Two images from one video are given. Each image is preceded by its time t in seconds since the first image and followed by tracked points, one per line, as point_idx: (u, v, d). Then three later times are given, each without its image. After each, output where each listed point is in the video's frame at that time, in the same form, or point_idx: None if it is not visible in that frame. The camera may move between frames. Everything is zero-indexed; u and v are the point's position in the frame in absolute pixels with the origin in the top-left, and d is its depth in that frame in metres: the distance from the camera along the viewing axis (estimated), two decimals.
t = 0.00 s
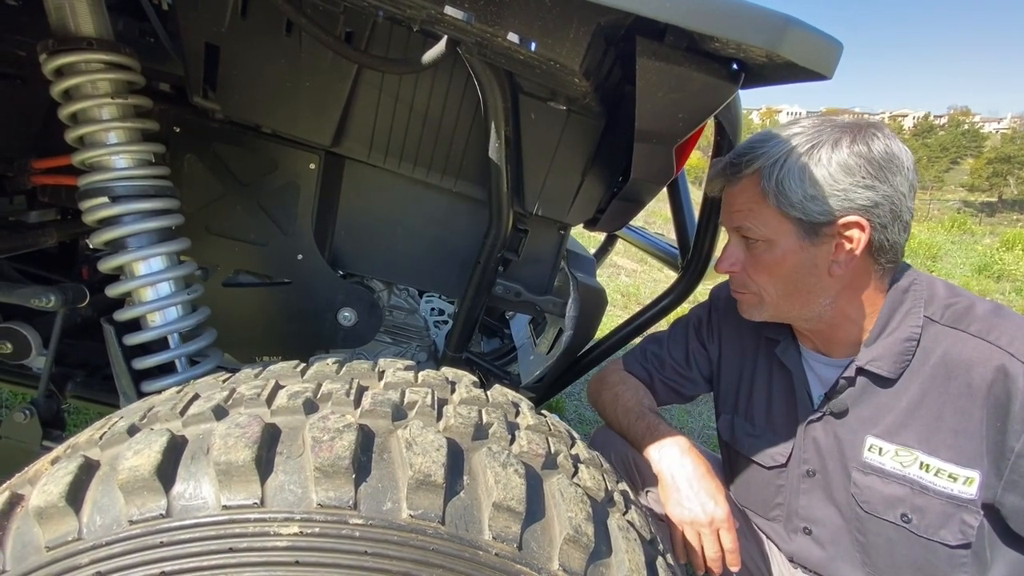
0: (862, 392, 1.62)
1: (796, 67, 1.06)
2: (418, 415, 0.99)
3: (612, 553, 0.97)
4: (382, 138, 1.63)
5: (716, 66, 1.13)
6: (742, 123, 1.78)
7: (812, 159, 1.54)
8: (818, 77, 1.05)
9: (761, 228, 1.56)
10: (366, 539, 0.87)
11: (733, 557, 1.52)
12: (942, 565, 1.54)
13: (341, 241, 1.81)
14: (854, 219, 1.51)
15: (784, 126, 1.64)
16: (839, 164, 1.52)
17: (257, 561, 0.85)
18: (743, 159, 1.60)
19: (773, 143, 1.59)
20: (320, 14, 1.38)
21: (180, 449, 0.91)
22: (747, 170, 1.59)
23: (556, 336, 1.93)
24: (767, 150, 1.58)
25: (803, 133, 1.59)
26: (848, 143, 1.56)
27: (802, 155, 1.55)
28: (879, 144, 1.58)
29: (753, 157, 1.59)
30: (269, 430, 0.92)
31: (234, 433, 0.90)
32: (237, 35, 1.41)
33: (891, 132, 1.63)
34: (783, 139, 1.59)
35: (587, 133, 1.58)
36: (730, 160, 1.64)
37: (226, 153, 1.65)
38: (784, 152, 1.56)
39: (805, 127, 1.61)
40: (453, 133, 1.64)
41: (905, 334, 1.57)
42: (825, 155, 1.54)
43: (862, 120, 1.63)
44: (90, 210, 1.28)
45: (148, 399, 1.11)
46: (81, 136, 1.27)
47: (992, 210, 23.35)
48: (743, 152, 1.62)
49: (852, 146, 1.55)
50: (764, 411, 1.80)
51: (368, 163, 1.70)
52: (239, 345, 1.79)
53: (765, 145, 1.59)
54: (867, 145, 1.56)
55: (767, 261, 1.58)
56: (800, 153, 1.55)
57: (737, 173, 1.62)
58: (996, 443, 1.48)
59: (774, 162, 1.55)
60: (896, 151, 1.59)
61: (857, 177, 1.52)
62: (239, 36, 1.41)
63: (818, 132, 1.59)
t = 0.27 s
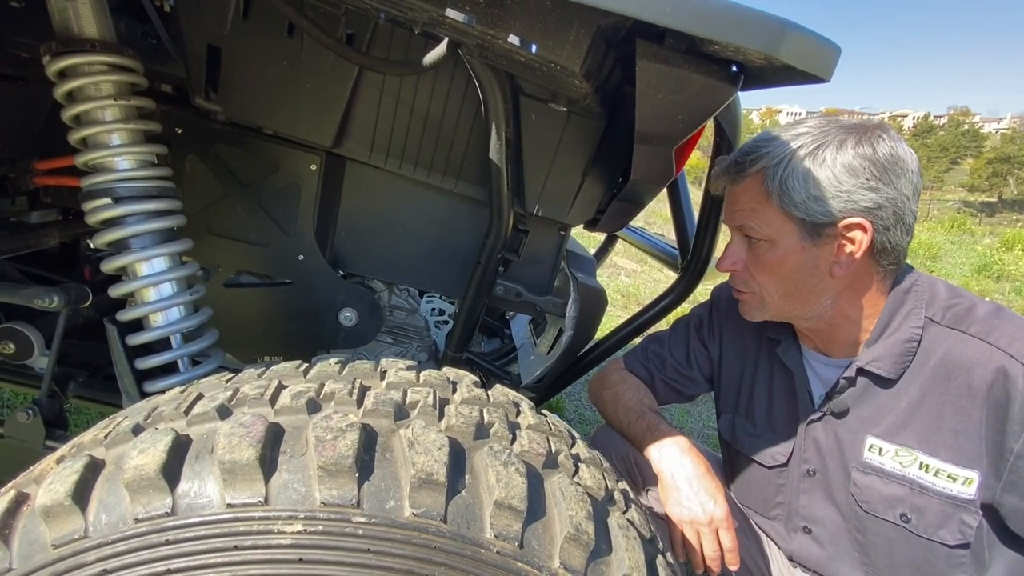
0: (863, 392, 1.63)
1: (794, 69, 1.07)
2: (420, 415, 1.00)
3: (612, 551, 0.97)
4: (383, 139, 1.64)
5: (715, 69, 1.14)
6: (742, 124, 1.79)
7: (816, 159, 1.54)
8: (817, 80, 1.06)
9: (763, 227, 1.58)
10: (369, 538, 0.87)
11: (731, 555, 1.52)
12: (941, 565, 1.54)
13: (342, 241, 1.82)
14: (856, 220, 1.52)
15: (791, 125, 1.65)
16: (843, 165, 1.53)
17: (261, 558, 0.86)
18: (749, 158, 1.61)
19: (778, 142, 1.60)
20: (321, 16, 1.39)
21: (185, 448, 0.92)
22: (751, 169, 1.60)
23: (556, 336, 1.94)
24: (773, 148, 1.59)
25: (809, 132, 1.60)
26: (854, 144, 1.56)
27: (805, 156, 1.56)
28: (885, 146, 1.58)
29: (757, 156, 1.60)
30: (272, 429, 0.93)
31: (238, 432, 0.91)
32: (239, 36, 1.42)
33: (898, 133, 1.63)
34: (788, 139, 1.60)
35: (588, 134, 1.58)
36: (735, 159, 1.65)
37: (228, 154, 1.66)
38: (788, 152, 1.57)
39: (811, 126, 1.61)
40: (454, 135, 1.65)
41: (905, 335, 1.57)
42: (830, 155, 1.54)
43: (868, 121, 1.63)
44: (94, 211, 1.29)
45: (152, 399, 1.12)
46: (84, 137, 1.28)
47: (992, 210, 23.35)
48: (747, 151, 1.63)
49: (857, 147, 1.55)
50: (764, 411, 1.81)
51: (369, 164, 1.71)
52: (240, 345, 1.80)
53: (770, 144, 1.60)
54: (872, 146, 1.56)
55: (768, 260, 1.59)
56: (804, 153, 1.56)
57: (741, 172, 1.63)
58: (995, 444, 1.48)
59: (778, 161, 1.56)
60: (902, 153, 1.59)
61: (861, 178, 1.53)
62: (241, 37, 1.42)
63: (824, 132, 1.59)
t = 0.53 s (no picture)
0: (866, 392, 1.63)
1: (793, 71, 1.07)
2: (421, 415, 1.00)
3: (612, 550, 0.98)
4: (383, 140, 1.64)
5: (714, 70, 1.15)
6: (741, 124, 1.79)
7: (820, 160, 1.56)
8: (815, 82, 1.06)
9: (764, 226, 1.59)
10: (371, 537, 0.88)
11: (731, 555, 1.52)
12: (945, 565, 1.55)
13: (342, 241, 1.82)
14: (857, 222, 1.52)
15: (797, 125, 1.66)
16: (847, 167, 1.54)
17: (264, 557, 0.86)
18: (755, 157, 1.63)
19: (783, 143, 1.61)
20: (322, 17, 1.39)
21: (187, 448, 0.92)
22: (756, 168, 1.62)
23: (555, 336, 1.94)
24: (778, 148, 1.61)
25: (815, 133, 1.61)
26: (858, 146, 1.57)
27: (810, 156, 1.57)
28: (890, 149, 1.58)
29: (761, 155, 1.62)
30: (274, 429, 0.94)
31: (240, 432, 0.92)
32: (239, 36, 1.43)
33: (903, 137, 1.64)
34: (793, 139, 1.61)
35: (587, 134, 1.59)
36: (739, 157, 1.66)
37: (228, 155, 1.67)
38: (792, 152, 1.58)
39: (817, 127, 1.62)
40: (454, 135, 1.65)
41: (910, 335, 1.58)
42: (834, 156, 1.56)
43: (875, 124, 1.64)
44: (95, 211, 1.29)
45: (154, 400, 1.13)
46: (85, 138, 1.28)
47: (991, 210, 23.38)
48: (752, 151, 1.65)
49: (861, 149, 1.56)
50: (765, 411, 1.82)
51: (369, 164, 1.71)
52: (240, 346, 1.81)
53: (775, 144, 1.62)
54: (877, 149, 1.57)
55: (768, 258, 1.60)
56: (808, 154, 1.57)
57: (745, 170, 1.64)
58: (999, 443, 1.48)
59: (782, 161, 1.58)
60: (907, 157, 1.59)
61: (864, 180, 1.53)
62: (240, 37, 1.43)
63: (830, 133, 1.59)
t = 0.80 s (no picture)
0: (871, 387, 1.63)
1: (793, 71, 1.07)
2: (422, 415, 1.00)
3: (613, 549, 0.98)
4: (384, 139, 1.64)
5: (715, 70, 1.15)
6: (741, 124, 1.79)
7: (827, 156, 1.57)
8: (815, 82, 1.06)
9: (770, 221, 1.59)
10: (372, 537, 0.88)
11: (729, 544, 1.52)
12: (949, 563, 1.55)
13: (342, 241, 1.82)
14: (863, 218, 1.53)
15: (804, 122, 1.67)
16: (854, 163, 1.54)
17: (266, 557, 0.86)
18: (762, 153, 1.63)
19: (790, 140, 1.62)
20: (323, 17, 1.39)
21: (189, 448, 0.92)
22: (762, 163, 1.62)
23: (555, 336, 1.95)
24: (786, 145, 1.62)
25: (822, 129, 1.61)
26: (865, 143, 1.58)
27: (816, 152, 1.58)
28: (896, 146, 1.59)
29: (768, 151, 1.62)
30: (276, 429, 0.94)
31: (241, 432, 0.92)
32: (240, 37, 1.43)
33: (910, 134, 1.64)
34: (800, 136, 1.62)
35: (588, 135, 1.59)
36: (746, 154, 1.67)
37: (228, 154, 1.67)
38: (800, 148, 1.59)
39: (824, 123, 1.62)
40: (454, 135, 1.65)
41: (915, 331, 1.59)
42: (841, 153, 1.56)
43: (882, 121, 1.65)
44: (95, 211, 1.29)
45: (155, 400, 1.12)
46: (85, 138, 1.28)
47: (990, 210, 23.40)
48: (758, 148, 1.66)
49: (868, 146, 1.57)
50: (767, 409, 1.82)
51: (369, 164, 1.71)
52: (241, 346, 1.81)
53: (782, 141, 1.63)
54: (884, 146, 1.58)
55: (774, 254, 1.60)
56: (814, 151, 1.58)
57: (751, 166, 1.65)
58: (1005, 440, 1.49)
59: (789, 157, 1.59)
60: (914, 154, 1.60)
61: (870, 176, 1.54)
62: (240, 37, 1.43)
63: (837, 129, 1.60)
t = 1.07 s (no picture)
0: (876, 383, 1.64)
1: (790, 72, 1.07)
2: (420, 415, 1.00)
3: (610, 550, 0.98)
4: (382, 140, 1.64)
5: (712, 71, 1.15)
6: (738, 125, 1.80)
7: (837, 150, 1.57)
8: (812, 83, 1.06)
9: (781, 216, 1.58)
10: (370, 537, 0.88)
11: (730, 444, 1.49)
12: (950, 561, 1.55)
13: (341, 241, 1.82)
14: (875, 211, 1.53)
15: (813, 116, 1.66)
16: (864, 156, 1.54)
17: (263, 558, 0.87)
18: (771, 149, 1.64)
19: (799, 134, 1.62)
20: (320, 17, 1.40)
21: (186, 449, 0.92)
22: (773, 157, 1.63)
23: (553, 336, 1.94)
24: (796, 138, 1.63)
25: (830, 123, 1.61)
26: (874, 136, 1.58)
27: (826, 146, 1.58)
28: (906, 138, 1.59)
29: (776, 149, 1.64)
30: (273, 429, 0.94)
31: (239, 432, 0.92)
32: (238, 38, 1.43)
33: (918, 126, 1.64)
34: (809, 130, 1.62)
35: (585, 135, 1.60)
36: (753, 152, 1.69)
37: (226, 155, 1.67)
38: (809, 143, 1.59)
39: (832, 117, 1.63)
40: (452, 136, 1.65)
41: (921, 327, 1.59)
42: (851, 146, 1.56)
43: (891, 114, 1.65)
44: (93, 212, 1.29)
45: (152, 401, 1.12)
46: (83, 139, 1.28)
47: (987, 210, 23.44)
48: (766, 145, 1.67)
49: (878, 139, 1.57)
50: (770, 406, 1.83)
51: (367, 164, 1.71)
52: (239, 346, 1.80)
53: (791, 137, 1.64)
54: (893, 138, 1.58)
55: (785, 249, 1.59)
56: (824, 145, 1.58)
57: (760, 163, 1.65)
58: (1011, 438, 1.49)
59: (798, 153, 1.60)
60: (923, 146, 1.60)
61: (881, 169, 1.54)
62: (238, 38, 1.43)
63: (846, 123, 1.61)
